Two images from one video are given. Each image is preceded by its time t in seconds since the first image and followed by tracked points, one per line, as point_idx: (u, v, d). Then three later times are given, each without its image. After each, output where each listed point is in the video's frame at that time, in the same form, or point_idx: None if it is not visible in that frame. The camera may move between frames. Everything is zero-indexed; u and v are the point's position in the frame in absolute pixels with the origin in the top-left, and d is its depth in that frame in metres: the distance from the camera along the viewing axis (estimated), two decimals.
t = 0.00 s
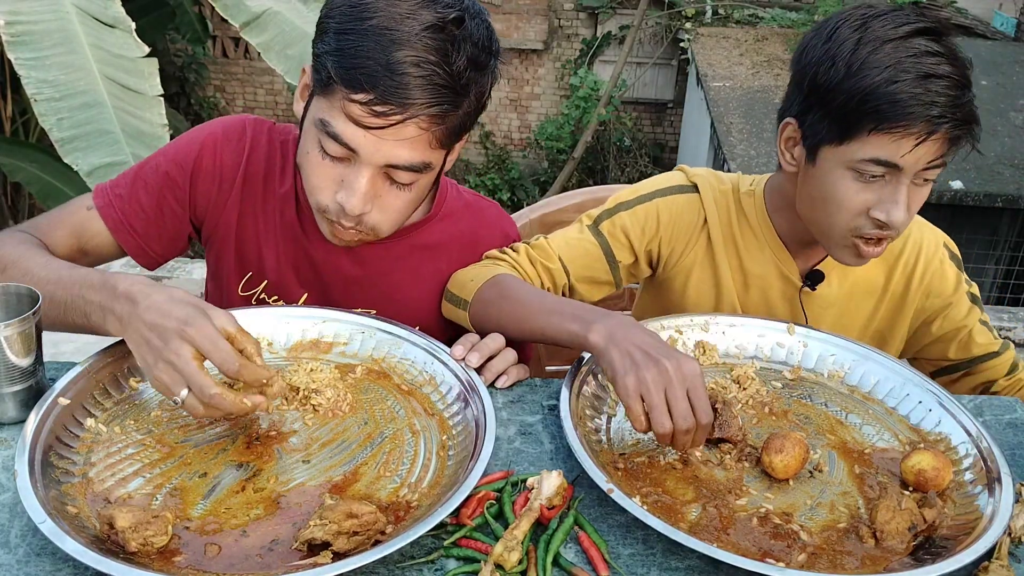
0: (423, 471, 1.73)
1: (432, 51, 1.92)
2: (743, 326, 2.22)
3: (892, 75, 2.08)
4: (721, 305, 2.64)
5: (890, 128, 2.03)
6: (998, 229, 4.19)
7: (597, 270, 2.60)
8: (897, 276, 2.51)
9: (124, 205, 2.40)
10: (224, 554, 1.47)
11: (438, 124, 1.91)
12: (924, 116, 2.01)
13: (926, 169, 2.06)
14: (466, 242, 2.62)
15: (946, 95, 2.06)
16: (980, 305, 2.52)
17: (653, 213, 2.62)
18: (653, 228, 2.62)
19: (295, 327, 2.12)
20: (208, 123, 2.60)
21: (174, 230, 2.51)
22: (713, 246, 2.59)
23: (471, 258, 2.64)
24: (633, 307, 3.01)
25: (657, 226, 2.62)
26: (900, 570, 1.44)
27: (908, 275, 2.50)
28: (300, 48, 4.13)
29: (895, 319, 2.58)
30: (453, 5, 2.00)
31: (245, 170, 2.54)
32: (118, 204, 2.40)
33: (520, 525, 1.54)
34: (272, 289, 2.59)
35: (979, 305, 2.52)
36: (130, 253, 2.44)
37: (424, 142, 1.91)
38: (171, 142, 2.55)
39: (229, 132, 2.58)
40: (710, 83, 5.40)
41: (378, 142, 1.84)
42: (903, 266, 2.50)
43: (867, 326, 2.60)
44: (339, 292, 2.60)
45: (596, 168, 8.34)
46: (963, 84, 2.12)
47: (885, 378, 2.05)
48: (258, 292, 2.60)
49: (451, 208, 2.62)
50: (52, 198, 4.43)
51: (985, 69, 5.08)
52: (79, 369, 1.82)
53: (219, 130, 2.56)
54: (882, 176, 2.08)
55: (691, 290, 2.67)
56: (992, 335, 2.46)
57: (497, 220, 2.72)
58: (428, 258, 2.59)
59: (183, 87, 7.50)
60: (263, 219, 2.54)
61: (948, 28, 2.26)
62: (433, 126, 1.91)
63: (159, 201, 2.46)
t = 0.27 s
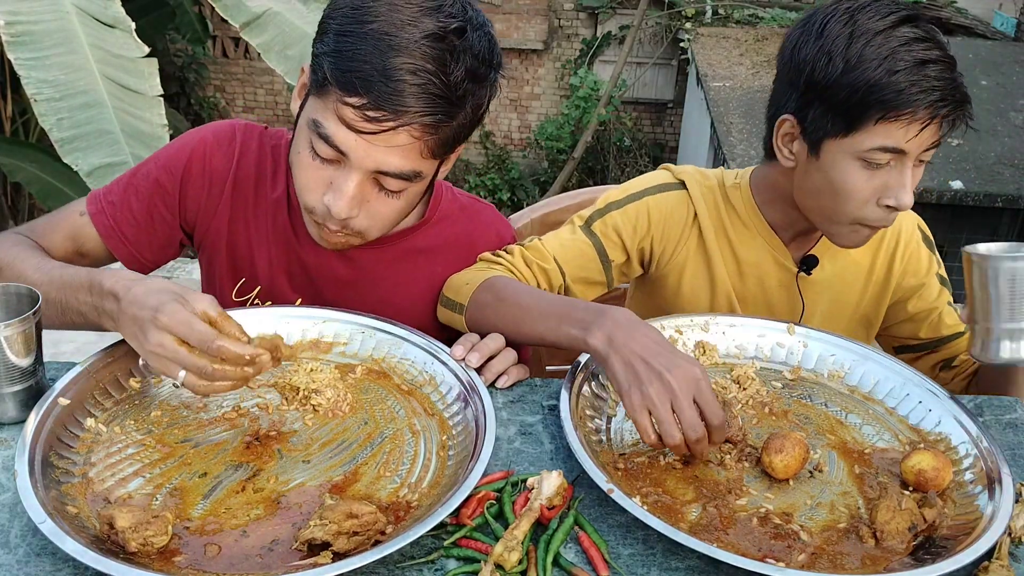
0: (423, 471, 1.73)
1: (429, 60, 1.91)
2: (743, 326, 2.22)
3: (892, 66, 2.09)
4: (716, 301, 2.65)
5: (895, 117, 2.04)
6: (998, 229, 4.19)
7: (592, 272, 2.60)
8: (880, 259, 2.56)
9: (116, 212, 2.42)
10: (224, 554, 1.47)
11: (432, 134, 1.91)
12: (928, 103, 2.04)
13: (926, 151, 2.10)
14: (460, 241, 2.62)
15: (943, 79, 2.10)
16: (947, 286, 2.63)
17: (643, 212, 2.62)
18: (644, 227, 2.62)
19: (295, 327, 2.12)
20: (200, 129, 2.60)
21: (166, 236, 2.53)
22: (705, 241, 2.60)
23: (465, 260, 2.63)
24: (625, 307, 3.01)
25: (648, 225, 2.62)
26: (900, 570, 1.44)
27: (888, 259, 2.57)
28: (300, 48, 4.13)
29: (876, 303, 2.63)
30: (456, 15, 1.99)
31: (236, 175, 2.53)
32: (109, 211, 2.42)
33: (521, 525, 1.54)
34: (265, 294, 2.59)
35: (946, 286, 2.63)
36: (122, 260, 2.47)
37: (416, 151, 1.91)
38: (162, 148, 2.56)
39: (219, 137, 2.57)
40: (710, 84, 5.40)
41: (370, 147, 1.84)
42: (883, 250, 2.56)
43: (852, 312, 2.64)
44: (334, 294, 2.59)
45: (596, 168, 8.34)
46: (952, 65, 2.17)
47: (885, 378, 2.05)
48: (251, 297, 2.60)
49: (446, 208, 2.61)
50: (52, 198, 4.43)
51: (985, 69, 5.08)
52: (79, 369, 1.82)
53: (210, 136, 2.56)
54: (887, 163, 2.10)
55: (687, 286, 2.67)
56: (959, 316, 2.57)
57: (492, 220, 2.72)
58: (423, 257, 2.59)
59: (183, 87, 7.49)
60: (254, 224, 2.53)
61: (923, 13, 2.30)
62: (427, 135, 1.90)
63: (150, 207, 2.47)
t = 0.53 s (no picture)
0: (423, 471, 1.73)
1: (423, 100, 1.87)
2: (742, 326, 2.22)
3: (900, 65, 2.10)
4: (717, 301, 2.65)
5: (906, 113, 2.06)
6: (998, 229, 4.19)
7: (593, 274, 2.59)
8: (872, 251, 2.62)
9: (110, 222, 2.46)
10: (224, 554, 1.47)
11: (413, 174, 1.89)
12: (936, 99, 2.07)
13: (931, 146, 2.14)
14: (458, 241, 2.63)
15: (949, 75, 2.13)
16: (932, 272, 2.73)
17: (643, 213, 2.62)
18: (644, 228, 2.62)
19: (295, 327, 2.12)
20: (192, 134, 2.58)
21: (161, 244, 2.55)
22: (705, 241, 2.60)
23: (465, 262, 2.64)
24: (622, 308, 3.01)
25: (648, 225, 2.62)
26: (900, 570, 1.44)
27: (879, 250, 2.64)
28: (300, 48, 4.13)
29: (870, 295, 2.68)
30: (456, 57, 1.96)
31: (227, 181, 2.49)
32: (104, 221, 2.46)
33: (521, 525, 1.54)
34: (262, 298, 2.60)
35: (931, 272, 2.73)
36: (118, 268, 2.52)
37: (395, 188, 1.89)
38: (158, 154, 2.57)
39: (212, 143, 2.54)
40: (710, 84, 5.40)
41: (349, 178, 1.83)
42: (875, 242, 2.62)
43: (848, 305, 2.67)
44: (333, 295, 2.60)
45: (596, 169, 8.34)
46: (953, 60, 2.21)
47: (885, 378, 2.05)
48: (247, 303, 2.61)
49: (443, 207, 2.62)
50: (52, 199, 4.43)
51: (985, 69, 5.08)
52: (79, 369, 1.82)
53: (202, 141, 2.54)
54: (896, 158, 2.11)
55: (687, 286, 2.67)
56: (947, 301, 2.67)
57: (488, 220, 2.73)
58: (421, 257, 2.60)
59: (183, 87, 7.48)
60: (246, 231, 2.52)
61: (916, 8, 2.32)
62: (406, 175, 1.88)
63: (144, 216, 2.50)
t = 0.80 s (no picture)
0: (423, 471, 1.73)
1: (416, 99, 1.89)
2: (742, 327, 2.22)
3: (906, 72, 2.10)
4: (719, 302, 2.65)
5: (908, 123, 2.05)
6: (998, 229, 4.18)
7: (593, 278, 2.60)
8: (875, 253, 2.62)
9: (107, 227, 2.42)
10: (224, 554, 1.47)
11: (410, 175, 1.89)
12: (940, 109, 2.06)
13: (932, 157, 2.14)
14: (459, 244, 2.63)
15: (954, 86, 2.12)
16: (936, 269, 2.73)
17: (643, 216, 2.62)
18: (645, 230, 2.61)
19: (295, 327, 2.12)
20: (186, 140, 2.58)
21: (158, 249, 2.53)
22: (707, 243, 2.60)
23: (465, 264, 2.64)
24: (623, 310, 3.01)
25: (649, 227, 2.61)
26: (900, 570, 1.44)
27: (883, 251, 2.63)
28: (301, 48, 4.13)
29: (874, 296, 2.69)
30: (449, 56, 1.98)
31: (225, 185, 2.50)
32: (101, 227, 2.42)
33: (520, 525, 1.54)
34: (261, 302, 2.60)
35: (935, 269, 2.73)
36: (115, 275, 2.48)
37: (393, 190, 1.89)
38: (155, 159, 2.54)
39: (207, 148, 2.55)
40: (710, 84, 5.40)
41: (347, 182, 1.82)
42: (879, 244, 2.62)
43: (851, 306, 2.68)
44: (333, 297, 2.60)
45: (596, 168, 8.34)
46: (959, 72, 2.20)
47: (885, 378, 2.05)
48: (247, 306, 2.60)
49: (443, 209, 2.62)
50: (52, 199, 4.43)
51: (985, 69, 5.08)
52: (79, 369, 1.82)
53: (198, 146, 2.54)
54: (896, 165, 2.10)
55: (688, 288, 2.67)
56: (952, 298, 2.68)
57: (487, 223, 2.73)
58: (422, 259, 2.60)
59: (183, 87, 7.48)
60: (247, 234, 2.53)
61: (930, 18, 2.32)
62: (403, 176, 1.88)
63: (142, 222, 2.47)
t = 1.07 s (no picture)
0: (423, 471, 1.73)
1: (407, 73, 1.88)
2: (743, 326, 2.22)
3: (911, 71, 2.10)
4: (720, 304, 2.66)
5: (912, 120, 2.06)
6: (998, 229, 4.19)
7: (592, 281, 2.61)
8: (882, 255, 2.61)
9: (110, 223, 2.42)
10: (224, 553, 1.47)
11: (405, 149, 1.89)
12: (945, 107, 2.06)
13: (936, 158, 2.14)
14: (460, 244, 2.63)
15: (958, 82, 2.12)
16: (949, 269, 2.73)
17: (645, 219, 2.62)
18: (647, 233, 2.62)
19: (295, 327, 2.12)
20: (190, 136, 2.57)
21: (161, 245, 2.53)
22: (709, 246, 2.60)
23: (467, 267, 2.65)
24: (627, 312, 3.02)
25: (651, 231, 2.62)
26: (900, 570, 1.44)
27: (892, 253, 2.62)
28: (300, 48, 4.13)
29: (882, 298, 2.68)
30: (436, 28, 1.97)
31: (228, 184, 2.51)
32: (105, 223, 2.42)
33: (520, 525, 1.54)
34: (262, 299, 2.61)
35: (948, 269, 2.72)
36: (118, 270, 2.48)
37: (389, 164, 1.89)
38: (158, 155, 2.55)
39: (211, 145, 2.54)
40: (709, 84, 5.40)
41: (343, 160, 1.83)
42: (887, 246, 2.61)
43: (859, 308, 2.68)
44: (334, 298, 2.61)
45: (596, 168, 8.34)
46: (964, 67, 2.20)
47: (885, 378, 2.05)
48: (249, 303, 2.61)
49: (445, 212, 2.61)
50: (51, 198, 4.43)
51: (984, 69, 5.08)
52: (79, 369, 1.82)
53: (201, 143, 2.53)
54: (902, 165, 2.11)
55: (690, 290, 2.67)
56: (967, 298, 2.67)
57: (489, 223, 2.73)
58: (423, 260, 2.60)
59: (183, 87, 7.48)
60: (249, 232, 2.54)
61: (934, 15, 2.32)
62: (399, 149, 1.88)
63: (144, 218, 2.47)
